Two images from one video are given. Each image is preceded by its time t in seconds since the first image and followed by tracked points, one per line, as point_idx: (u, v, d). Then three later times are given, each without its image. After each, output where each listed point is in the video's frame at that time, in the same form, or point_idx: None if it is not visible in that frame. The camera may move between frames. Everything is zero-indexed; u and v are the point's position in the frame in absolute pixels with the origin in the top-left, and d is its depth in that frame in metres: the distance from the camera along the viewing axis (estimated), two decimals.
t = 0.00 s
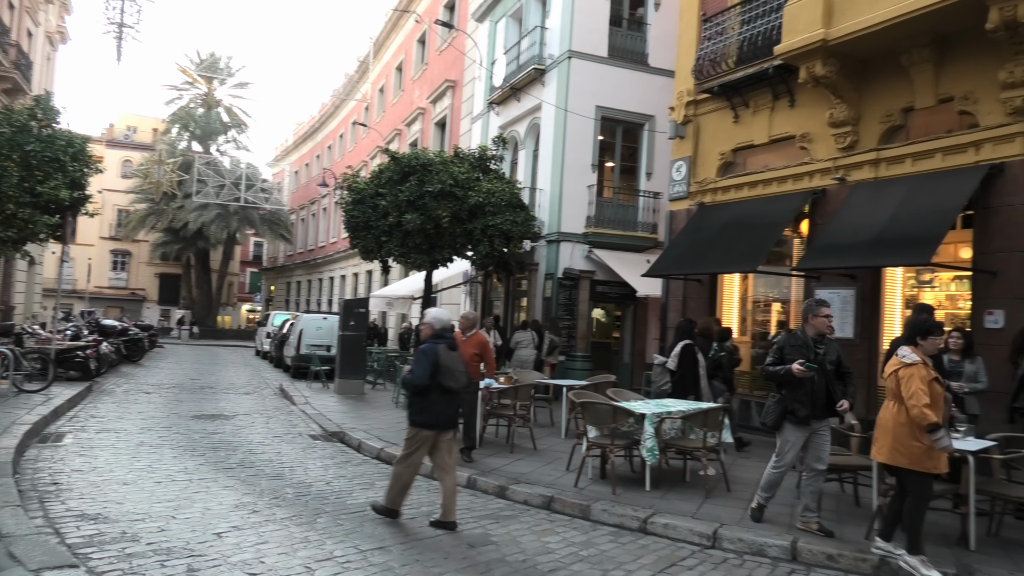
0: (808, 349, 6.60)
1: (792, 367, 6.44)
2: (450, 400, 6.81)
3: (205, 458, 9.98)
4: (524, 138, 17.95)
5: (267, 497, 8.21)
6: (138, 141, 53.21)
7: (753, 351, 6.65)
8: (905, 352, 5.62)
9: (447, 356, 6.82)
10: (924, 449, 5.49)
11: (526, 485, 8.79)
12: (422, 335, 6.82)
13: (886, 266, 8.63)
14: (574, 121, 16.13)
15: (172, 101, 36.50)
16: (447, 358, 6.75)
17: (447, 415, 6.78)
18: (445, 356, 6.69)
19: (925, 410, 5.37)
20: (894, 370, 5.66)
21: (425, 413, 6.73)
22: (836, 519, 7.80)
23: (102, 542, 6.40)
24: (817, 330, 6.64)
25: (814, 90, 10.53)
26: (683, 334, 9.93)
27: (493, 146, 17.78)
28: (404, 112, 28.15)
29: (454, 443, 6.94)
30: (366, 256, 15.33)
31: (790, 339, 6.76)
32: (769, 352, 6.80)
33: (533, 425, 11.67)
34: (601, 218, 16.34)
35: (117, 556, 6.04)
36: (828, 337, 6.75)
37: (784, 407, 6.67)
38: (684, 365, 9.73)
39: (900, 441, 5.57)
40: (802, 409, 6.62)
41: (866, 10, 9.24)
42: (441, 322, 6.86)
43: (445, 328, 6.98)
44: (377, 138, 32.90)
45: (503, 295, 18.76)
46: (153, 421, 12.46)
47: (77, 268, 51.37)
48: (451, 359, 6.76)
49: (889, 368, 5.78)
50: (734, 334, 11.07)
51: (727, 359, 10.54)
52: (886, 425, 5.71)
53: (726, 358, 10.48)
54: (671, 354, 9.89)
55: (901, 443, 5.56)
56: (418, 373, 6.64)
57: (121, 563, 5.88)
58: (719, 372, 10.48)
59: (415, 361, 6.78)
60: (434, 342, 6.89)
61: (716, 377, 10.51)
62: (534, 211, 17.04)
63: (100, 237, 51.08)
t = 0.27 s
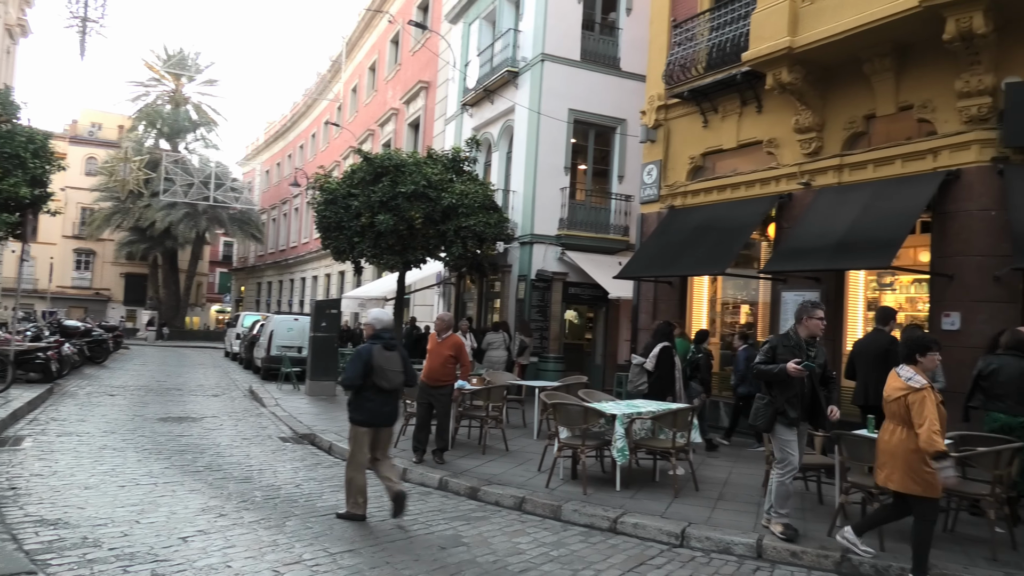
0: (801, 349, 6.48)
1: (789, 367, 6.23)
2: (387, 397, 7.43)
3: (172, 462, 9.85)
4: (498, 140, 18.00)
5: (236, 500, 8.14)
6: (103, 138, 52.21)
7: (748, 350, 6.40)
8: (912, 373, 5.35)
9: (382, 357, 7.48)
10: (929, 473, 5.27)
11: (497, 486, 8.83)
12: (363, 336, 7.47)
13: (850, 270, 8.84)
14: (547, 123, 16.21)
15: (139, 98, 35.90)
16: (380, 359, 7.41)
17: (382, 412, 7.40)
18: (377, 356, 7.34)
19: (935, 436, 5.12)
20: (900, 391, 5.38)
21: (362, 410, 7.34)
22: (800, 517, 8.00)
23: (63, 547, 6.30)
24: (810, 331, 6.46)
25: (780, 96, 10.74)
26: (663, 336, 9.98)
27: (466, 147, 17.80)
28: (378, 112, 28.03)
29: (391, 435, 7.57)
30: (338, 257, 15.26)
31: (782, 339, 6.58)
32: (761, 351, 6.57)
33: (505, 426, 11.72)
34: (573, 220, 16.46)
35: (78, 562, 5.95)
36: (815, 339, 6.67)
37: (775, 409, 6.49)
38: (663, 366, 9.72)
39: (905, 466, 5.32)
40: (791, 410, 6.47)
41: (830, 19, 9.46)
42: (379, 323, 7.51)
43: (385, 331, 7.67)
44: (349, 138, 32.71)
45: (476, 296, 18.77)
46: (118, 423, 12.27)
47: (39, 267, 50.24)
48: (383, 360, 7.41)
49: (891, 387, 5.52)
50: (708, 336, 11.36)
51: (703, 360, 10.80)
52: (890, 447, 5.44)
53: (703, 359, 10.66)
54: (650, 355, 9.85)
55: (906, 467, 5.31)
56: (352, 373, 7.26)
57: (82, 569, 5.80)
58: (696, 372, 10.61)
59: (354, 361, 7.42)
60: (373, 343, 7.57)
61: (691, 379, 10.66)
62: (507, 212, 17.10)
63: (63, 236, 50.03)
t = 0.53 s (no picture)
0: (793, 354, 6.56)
1: (788, 372, 6.20)
2: (340, 395, 7.35)
3: (138, 464, 9.66)
4: (473, 140, 17.96)
5: (204, 502, 8.00)
6: (70, 134, 51.25)
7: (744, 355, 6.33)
8: (918, 378, 5.09)
9: (335, 354, 7.39)
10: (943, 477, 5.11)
11: (470, 488, 8.79)
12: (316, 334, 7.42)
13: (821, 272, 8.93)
14: (522, 124, 16.20)
15: (108, 94, 35.28)
16: (331, 355, 7.33)
17: (336, 409, 7.29)
18: (330, 353, 7.27)
19: (964, 435, 4.93)
20: (909, 397, 5.10)
21: (315, 408, 7.25)
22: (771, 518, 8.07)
23: (24, 551, 6.14)
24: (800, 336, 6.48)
25: (753, 100, 10.83)
26: (645, 339, 10.06)
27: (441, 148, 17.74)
28: (352, 111, 27.82)
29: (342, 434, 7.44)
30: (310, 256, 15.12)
31: (774, 344, 6.60)
32: (754, 357, 6.54)
33: (479, 428, 11.67)
34: (548, 221, 16.47)
35: (41, 566, 5.80)
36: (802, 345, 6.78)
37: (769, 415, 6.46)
38: (646, 368, 9.84)
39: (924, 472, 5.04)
40: (784, 415, 6.45)
41: (802, 24, 9.56)
42: (332, 321, 7.47)
43: (338, 328, 7.58)
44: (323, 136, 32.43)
45: (451, 297, 18.69)
46: (83, 424, 12.01)
47: (3, 265, 49.13)
48: (336, 356, 7.33)
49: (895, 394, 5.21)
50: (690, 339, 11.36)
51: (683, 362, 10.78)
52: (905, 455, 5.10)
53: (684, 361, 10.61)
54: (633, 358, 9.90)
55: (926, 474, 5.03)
56: (303, 370, 7.21)
57: (44, 573, 5.65)
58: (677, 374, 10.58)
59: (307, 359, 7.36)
60: (326, 340, 7.49)
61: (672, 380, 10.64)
62: (481, 213, 17.06)
63: (29, 234, 49.01)
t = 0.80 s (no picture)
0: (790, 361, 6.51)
1: (796, 380, 6.15)
2: (291, 393, 7.29)
3: (98, 464, 9.44)
4: (443, 140, 17.87)
5: (167, 504, 7.84)
6: (30, 128, 50.03)
7: (755, 363, 6.11)
8: (926, 394, 5.11)
9: (289, 353, 7.29)
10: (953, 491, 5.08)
11: (437, 490, 8.72)
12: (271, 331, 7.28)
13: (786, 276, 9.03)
14: (492, 125, 16.17)
15: (70, 87, 34.49)
16: (287, 354, 7.23)
17: (285, 407, 7.23)
18: (285, 353, 7.17)
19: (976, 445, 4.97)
20: (918, 412, 5.10)
21: (265, 404, 7.16)
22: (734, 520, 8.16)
23: None
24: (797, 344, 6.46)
25: (722, 104, 10.92)
26: (624, 341, 10.08)
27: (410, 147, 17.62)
28: (321, 109, 27.56)
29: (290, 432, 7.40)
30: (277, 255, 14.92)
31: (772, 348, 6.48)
32: (756, 362, 6.38)
33: (446, 429, 11.61)
34: (517, 222, 16.46)
35: None
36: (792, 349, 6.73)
37: (764, 421, 6.44)
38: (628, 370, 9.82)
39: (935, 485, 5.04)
40: (774, 421, 6.51)
41: (771, 30, 9.66)
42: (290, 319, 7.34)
43: (293, 328, 7.51)
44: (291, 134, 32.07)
45: (419, 297, 18.59)
46: (40, 425, 11.69)
47: None
48: (290, 355, 7.24)
49: (901, 410, 5.23)
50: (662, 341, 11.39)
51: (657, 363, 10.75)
52: (916, 470, 5.08)
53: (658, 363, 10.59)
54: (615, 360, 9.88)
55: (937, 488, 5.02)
56: (258, 366, 7.02)
57: None
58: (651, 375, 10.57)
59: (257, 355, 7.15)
60: (279, 338, 7.38)
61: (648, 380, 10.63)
62: (451, 213, 16.98)
63: None
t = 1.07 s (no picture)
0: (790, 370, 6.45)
1: (799, 388, 6.09)
2: (237, 390, 7.25)
3: (52, 465, 9.18)
4: (410, 138, 17.78)
5: (123, 505, 7.65)
6: None
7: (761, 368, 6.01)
8: (939, 395, 4.85)
9: (232, 350, 7.23)
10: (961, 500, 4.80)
11: (400, 490, 8.65)
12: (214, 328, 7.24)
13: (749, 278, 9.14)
14: (459, 124, 16.13)
15: (28, 77, 33.59)
16: (230, 352, 7.17)
17: (231, 405, 7.19)
18: (226, 350, 7.10)
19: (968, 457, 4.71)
20: (926, 412, 4.87)
21: (209, 401, 7.18)
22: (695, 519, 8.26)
23: None
24: (798, 355, 6.42)
25: (688, 108, 11.02)
26: (597, 342, 10.14)
27: (377, 145, 17.49)
28: (286, 105, 27.25)
29: (243, 430, 7.32)
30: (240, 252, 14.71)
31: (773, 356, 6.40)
32: (760, 368, 6.31)
33: (410, 429, 11.53)
34: (484, 222, 16.45)
35: None
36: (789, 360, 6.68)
37: (763, 429, 6.33)
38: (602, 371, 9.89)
39: (929, 490, 4.82)
40: (771, 430, 6.40)
41: (737, 35, 9.78)
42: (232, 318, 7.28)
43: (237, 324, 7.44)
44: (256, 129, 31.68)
45: (384, 296, 18.46)
46: None
47: None
48: (233, 352, 7.18)
49: (912, 407, 4.99)
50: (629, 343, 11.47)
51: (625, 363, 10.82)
52: (912, 471, 4.87)
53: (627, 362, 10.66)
54: (589, 361, 9.92)
55: (929, 493, 4.81)
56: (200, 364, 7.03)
57: None
58: (620, 375, 10.64)
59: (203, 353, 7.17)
60: (225, 336, 7.35)
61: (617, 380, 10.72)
62: (417, 212, 16.90)
63: None
